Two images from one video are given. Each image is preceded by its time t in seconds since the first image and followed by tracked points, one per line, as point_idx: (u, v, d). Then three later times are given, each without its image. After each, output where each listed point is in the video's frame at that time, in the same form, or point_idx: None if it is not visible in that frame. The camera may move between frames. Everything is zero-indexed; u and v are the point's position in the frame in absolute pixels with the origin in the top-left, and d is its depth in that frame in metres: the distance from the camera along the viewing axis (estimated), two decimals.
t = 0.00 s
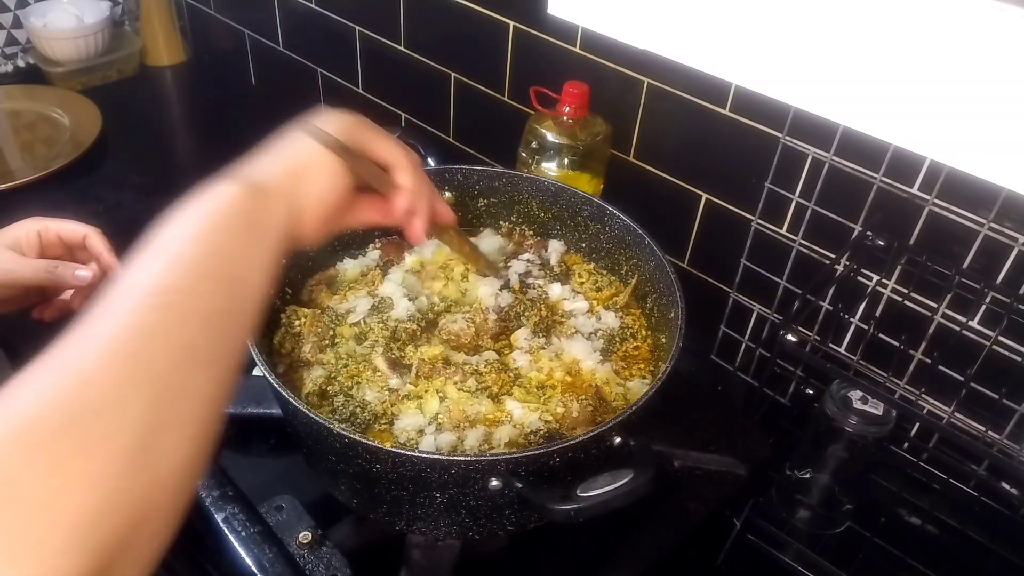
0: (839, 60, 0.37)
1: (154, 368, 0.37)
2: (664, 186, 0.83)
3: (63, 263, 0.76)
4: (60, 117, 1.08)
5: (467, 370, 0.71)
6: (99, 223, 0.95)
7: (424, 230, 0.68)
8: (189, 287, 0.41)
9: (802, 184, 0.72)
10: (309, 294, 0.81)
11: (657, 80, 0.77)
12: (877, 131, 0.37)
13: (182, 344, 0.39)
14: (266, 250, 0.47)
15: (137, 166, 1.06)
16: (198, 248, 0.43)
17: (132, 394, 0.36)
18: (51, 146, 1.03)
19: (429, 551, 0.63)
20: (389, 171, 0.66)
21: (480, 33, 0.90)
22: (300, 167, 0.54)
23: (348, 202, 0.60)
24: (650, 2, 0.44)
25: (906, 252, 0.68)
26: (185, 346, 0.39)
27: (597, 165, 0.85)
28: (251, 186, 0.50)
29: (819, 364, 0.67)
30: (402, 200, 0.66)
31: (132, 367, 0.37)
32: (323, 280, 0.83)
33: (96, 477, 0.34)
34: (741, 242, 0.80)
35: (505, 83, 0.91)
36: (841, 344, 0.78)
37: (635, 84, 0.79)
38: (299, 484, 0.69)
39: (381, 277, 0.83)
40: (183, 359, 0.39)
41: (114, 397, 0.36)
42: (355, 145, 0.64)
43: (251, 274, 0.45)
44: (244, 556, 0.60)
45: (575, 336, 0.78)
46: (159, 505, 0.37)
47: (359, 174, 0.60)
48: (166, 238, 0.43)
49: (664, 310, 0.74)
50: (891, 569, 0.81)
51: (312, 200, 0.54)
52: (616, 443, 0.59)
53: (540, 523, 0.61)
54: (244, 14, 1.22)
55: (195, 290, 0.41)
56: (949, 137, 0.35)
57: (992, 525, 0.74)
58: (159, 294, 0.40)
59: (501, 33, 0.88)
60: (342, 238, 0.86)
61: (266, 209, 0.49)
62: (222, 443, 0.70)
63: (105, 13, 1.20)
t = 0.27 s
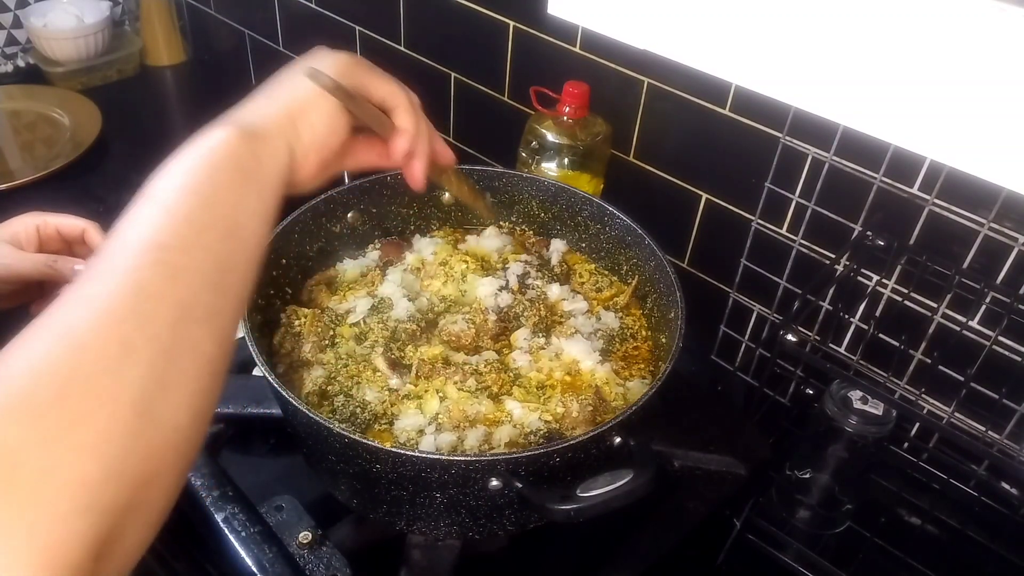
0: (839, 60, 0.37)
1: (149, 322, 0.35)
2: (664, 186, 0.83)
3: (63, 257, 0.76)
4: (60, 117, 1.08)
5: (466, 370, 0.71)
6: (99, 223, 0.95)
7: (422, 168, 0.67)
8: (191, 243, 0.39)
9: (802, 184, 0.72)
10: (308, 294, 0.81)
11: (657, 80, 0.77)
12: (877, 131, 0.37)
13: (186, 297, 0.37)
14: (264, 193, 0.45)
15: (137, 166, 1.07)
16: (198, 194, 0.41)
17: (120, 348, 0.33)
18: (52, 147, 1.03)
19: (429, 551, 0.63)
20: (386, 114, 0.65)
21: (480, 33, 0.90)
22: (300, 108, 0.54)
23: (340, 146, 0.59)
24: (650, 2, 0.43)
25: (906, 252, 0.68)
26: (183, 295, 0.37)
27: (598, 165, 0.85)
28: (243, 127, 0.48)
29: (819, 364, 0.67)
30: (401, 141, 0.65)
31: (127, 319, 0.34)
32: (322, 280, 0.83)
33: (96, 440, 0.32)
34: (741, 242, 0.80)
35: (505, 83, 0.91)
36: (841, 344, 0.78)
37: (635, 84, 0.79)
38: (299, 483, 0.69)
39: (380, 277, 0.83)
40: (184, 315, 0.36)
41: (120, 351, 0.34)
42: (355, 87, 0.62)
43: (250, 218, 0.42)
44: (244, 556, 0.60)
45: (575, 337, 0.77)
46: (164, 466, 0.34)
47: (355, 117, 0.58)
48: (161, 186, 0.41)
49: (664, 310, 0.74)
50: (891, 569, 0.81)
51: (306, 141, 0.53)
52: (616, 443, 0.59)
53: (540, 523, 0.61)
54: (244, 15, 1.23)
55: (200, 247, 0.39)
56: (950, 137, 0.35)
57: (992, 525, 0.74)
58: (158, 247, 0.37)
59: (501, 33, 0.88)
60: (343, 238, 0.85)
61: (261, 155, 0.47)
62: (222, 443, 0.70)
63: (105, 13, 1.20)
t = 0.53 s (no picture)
0: (839, 60, 0.37)
1: (136, 331, 0.35)
2: (664, 186, 0.83)
3: (56, 246, 0.76)
4: (60, 118, 1.08)
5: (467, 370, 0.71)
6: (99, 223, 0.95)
7: (388, 201, 0.65)
8: (148, 266, 0.36)
9: (802, 184, 0.72)
10: (308, 294, 0.81)
11: (657, 80, 0.77)
12: (877, 130, 0.37)
13: (136, 325, 0.35)
14: (224, 218, 0.41)
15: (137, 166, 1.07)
16: (141, 222, 0.37)
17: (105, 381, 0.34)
18: (51, 148, 1.03)
19: (429, 551, 0.63)
20: (356, 137, 0.61)
21: (480, 33, 0.90)
22: (265, 123, 0.49)
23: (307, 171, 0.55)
24: (650, 2, 0.43)
25: (906, 252, 0.68)
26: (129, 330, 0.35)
27: (598, 165, 0.85)
28: (209, 139, 0.44)
29: (819, 364, 0.67)
30: (367, 169, 0.62)
31: (79, 353, 0.33)
32: (322, 279, 0.83)
33: (48, 481, 0.31)
34: (741, 243, 0.80)
35: (505, 83, 0.91)
36: (841, 344, 0.78)
37: (635, 84, 0.79)
38: (299, 484, 0.69)
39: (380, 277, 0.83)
40: (137, 346, 0.34)
41: (71, 384, 0.32)
42: (325, 101, 0.57)
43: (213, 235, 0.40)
44: (244, 556, 0.60)
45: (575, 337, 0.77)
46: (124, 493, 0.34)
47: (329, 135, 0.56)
48: (117, 198, 0.38)
49: (664, 310, 0.73)
50: (891, 569, 0.81)
51: (274, 157, 0.48)
52: (616, 443, 0.59)
53: (540, 523, 0.61)
54: (244, 15, 1.23)
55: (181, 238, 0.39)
56: (950, 137, 0.35)
57: (992, 525, 0.74)
58: (112, 272, 0.35)
59: (501, 33, 0.88)
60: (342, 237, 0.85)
61: (224, 168, 0.43)
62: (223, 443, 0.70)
63: (105, 13, 1.20)
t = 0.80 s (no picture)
0: (839, 60, 0.37)
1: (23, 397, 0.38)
2: (664, 186, 0.83)
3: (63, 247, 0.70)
4: (61, 118, 1.08)
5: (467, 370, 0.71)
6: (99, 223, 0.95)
7: (308, 251, 0.65)
8: (40, 314, 0.40)
9: (802, 184, 0.72)
10: (303, 297, 0.81)
11: (657, 80, 0.77)
12: (876, 130, 0.37)
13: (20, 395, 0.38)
14: (104, 275, 0.44)
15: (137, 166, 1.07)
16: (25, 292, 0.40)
17: (22, 416, 0.37)
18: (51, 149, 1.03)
19: (429, 551, 0.63)
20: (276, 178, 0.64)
21: (480, 33, 0.90)
22: (119, 182, 0.49)
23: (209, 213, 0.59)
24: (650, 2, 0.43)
25: (906, 252, 0.68)
26: (56, 370, 0.39)
27: (597, 165, 0.85)
28: (107, 183, 0.49)
29: (819, 364, 0.67)
30: (287, 213, 0.63)
31: None
32: (321, 281, 0.82)
33: None
34: (741, 243, 0.80)
35: (505, 83, 0.91)
36: (841, 344, 0.78)
37: (635, 84, 0.79)
38: (299, 484, 0.69)
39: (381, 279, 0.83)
40: (23, 415, 0.38)
41: None
42: (237, 139, 0.61)
43: (108, 288, 0.44)
44: (244, 556, 0.60)
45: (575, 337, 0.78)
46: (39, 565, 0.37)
47: (236, 176, 0.59)
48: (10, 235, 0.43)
49: (664, 310, 0.73)
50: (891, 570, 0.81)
51: (144, 225, 0.49)
52: (616, 443, 0.59)
53: (540, 523, 0.61)
54: (244, 15, 1.23)
55: (57, 308, 0.41)
56: (948, 137, 0.35)
57: (992, 525, 0.74)
58: None
59: (501, 33, 0.88)
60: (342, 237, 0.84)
61: (105, 239, 0.46)
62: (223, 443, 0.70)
63: (105, 13, 1.20)
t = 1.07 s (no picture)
0: (839, 60, 0.37)
1: None
2: (664, 186, 0.83)
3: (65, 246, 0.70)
4: (60, 117, 1.08)
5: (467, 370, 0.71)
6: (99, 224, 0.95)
7: (284, 284, 0.60)
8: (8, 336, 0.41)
9: (802, 184, 0.72)
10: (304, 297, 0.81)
11: (657, 80, 0.77)
12: (876, 130, 0.37)
13: None
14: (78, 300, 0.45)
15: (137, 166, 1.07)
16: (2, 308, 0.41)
17: None
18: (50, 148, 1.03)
19: (429, 551, 0.63)
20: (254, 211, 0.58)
21: (480, 33, 0.90)
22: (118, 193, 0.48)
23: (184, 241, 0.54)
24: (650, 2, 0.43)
25: (906, 252, 0.68)
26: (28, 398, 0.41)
27: (597, 165, 0.85)
28: (57, 210, 0.45)
29: (819, 364, 0.67)
30: (260, 245, 0.58)
31: None
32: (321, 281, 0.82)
33: None
34: (741, 243, 0.80)
35: (505, 83, 0.91)
36: (841, 344, 0.78)
37: (634, 84, 0.79)
38: (299, 484, 0.69)
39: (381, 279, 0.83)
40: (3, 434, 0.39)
41: None
42: (204, 172, 0.54)
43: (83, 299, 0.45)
44: (244, 556, 0.60)
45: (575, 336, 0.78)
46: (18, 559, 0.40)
47: (206, 209, 0.53)
48: None
49: (664, 310, 0.73)
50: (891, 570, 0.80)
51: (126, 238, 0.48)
52: (616, 443, 0.59)
53: (540, 523, 0.61)
54: (244, 15, 1.23)
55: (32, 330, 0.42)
56: (948, 137, 0.35)
57: (993, 525, 0.74)
58: None
59: (501, 33, 0.88)
60: (342, 238, 0.84)
61: (68, 252, 0.45)
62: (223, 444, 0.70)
63: (106, 13, 1.20)
